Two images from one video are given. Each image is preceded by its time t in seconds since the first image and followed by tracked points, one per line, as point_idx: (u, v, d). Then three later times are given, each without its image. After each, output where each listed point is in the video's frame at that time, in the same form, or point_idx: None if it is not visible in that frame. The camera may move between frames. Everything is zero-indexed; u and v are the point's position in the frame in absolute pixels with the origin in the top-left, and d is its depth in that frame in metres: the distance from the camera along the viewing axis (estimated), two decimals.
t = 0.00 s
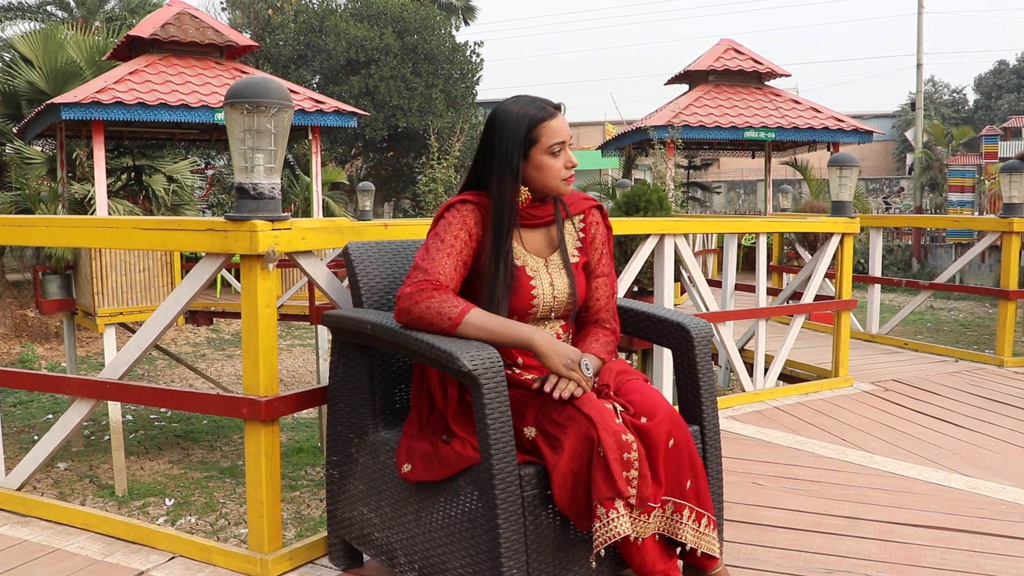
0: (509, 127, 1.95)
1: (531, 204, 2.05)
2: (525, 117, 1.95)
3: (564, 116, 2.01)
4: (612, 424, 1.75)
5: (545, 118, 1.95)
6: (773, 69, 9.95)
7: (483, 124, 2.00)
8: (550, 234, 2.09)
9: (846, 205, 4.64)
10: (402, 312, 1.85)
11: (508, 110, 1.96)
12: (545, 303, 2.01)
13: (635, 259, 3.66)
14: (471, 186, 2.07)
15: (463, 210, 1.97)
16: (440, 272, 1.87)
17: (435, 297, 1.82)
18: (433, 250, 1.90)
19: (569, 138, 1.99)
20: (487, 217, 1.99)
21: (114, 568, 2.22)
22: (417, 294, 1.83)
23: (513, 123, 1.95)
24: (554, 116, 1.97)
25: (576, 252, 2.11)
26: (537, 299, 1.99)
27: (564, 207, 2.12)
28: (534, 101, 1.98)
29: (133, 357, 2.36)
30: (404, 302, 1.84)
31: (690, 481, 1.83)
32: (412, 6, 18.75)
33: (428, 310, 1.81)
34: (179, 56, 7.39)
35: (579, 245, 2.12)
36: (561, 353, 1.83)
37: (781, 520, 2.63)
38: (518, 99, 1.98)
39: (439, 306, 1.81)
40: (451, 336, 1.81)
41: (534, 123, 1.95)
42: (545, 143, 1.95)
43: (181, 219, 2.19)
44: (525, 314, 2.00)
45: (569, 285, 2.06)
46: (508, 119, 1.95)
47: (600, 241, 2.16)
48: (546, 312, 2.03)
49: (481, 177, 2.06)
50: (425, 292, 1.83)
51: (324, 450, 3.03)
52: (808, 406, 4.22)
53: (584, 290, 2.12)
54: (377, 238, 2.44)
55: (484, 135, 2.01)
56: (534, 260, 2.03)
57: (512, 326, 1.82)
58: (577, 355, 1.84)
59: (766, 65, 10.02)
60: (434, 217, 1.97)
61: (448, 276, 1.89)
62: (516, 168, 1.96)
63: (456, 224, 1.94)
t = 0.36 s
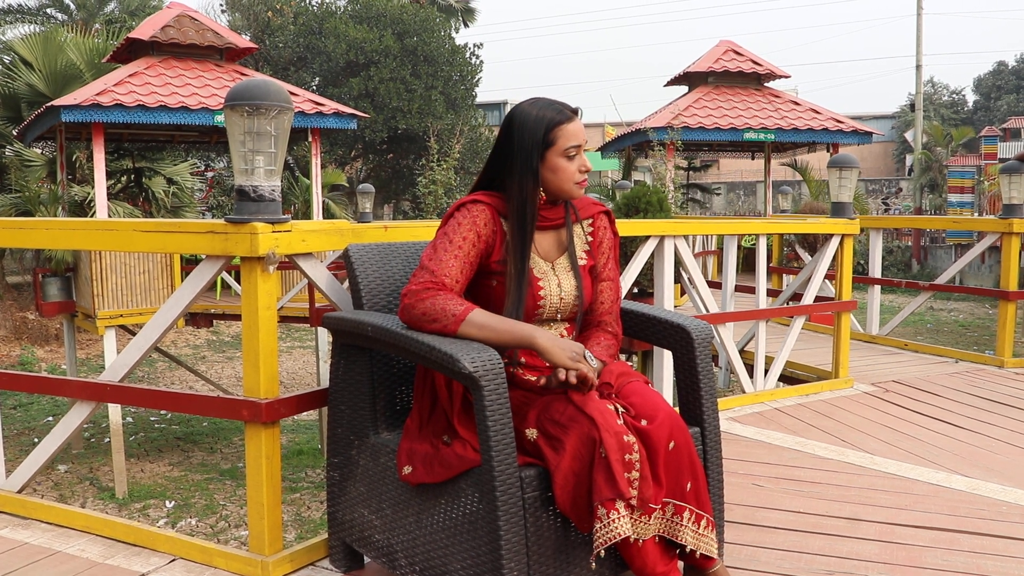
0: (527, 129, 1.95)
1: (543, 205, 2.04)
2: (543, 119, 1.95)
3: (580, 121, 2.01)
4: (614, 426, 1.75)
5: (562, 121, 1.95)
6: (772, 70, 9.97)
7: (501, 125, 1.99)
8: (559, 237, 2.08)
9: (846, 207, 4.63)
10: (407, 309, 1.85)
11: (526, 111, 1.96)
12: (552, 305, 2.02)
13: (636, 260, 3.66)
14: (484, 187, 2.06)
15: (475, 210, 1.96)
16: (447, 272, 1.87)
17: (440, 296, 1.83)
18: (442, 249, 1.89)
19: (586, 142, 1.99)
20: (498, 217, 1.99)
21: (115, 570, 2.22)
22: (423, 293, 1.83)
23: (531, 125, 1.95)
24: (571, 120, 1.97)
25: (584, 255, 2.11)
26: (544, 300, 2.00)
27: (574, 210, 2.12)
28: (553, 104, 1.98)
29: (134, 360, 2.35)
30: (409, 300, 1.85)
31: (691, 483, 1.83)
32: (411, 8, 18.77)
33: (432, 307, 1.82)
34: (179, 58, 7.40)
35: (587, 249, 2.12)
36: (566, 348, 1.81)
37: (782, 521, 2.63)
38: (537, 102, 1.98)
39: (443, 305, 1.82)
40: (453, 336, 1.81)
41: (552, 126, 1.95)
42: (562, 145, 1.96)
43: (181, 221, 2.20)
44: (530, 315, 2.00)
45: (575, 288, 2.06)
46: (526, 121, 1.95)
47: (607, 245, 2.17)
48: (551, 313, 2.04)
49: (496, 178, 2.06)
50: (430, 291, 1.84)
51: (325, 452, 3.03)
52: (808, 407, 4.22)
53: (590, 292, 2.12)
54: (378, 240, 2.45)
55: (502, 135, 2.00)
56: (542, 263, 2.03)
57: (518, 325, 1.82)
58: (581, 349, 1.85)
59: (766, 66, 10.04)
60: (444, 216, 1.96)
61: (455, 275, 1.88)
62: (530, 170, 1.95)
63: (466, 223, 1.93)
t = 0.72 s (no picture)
0: (531, 130, 1.96)
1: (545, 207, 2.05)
2: (547, 121, 1.95)
3: (585, 123, 2.01)
4: (616, 427, 1.75)
5: (566, 123, 1.96)
6: (773, 71, 9.98)
7: (505, 127, 2.00)
8: (561, 239, 2.08)
9: (847, 208, 4.63)
10: (408, 313, 1.85)
11: (531, 111, 1.96)
12: (554, 307, 2.02)
13: (636, 262, 3.66)
14: (488, 188, 2.06)
15: (476, 211, 1.95)
16: (450, 274, 1.86)
17: (440, 299, 1.83)
18: (443, 251, 1.89)
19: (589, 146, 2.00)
20: (500, 219, 1.99)
21: (116, 572, 2.22)
22: (423, 296, 1.84)
23: (535, 126, 1.96)
24: (575, 122, 1.97)
25: (585, 256, 2.11)
26: (545, 303, 2.00)
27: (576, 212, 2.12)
28: (556, 106, 1.98)
29: (134, 362, 2.35)
30: (411, 303, 1.85)
31: (692, 484, 1.83)
32: (412, 10, 18.77)
33: (433, 311, 1.82)
34: (179, 60, 7.41)
35: (587, 250, 2.12)
36: (564, 359, 1.82)
37: (783, 522, 2.63)
38: (541, 103, 1.98)
39: (444, 308, 1.82)
40: (455, 339, 1.81)
41: (555, 128, 1.95)
42: (565, 148, 1.96)
43: (182, 224, 2.19)
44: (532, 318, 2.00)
45: (577, 289, 2.06)
46: (530, 123, 1.96)
47: (608, 247, 2.17)
48: (553, 316, 2.04)
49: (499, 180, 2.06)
50: (432, 294, 1.83)
51: (326, 454, 3.03)
52: (809, 408, 4.21)
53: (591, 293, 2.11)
54: (379, 242, 2.44)
55: (505, 137, 2.01)
56: (544, 264, 2.03)
57: (518, 334, 1.82)
58: (582, 359, 1.84)
59: (766, 67, 10.06)
60: (445, 218, 1.96)
61: (458, 277, 1.88)
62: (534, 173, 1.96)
63: (468, 225, 1.93)
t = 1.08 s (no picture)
0: (525, 138, 1.93)
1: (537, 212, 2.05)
2: (543, 130, 1.92)
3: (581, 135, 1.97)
4: (616, 429, 1.75)
5: (562, 137, 1.92)
6: (773, 73, 9.99)
7: (498, 132, 1.98)
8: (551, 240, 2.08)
9: (848, 210, 4.63)
10: (403, 319, 1.85)
11: (527, 119, 1.93)
12: (547, 308, 2.02)
13: (637, 264, 3.65)
14: (477, 191, 2.07)
15: (465, 216, 1.96)
16: (442, 278, 1.86)
17: (436, 304, 1.82)
18: (435, 255, 1.89)
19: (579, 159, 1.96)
20: (489, 223, 1.99)
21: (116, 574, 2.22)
22: (418, 302, 1.83)
23: (530, 136, 1.93)
24: (571, 136, 1.94)
25: (577, 256, 2.11)
26: (539, 304, 2.00)
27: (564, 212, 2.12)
28: (553, 113, 1.95)
29: (135, 365, 2.35)
30: (405, 309, 1.85)
31: (693, 486, 1.83)
32: (412, 12, 18.80)
33: (429, 317, 1.82)
34: (180, 63, 7.41)
35: (580, 250, 2.12)
36: (565, 359, 1.83)
37: (784, 525, 2.63)
38: (537, 110, 1.95)
39: (439, 314, 1.81)
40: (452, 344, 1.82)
41: (551, 139, 1.92)
42: (553, 162, 1.93)
43: (182, 226, 2.20)
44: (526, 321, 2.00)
45: (570, 290, 2.07)
46: (525, 130, 1.93)
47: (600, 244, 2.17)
48: (547, 317, 2.04)
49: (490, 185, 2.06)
50: (426, 299, 1.83)
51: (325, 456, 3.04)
52: (810, 410, 4.21)
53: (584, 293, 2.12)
54: (380, 243, 2.45)
55: (499, 141, 1.99)
56: (535, 266, 2.04)
57: (517, 333, 1.83)
58: (581, 359, 1.85)
59: (767, 70, 10.07)
60: (434, 223, 1.96)
61: (450, 281, 1.88)
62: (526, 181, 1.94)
63: (458, 229, 1.93)
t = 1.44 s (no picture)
0: (518, 148, 1.92)
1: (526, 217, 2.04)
2: (536, 141, 1.91)
3: (574, 146, 1.96)
4: (616, 431, 1.75)
5: (554, 150, 1.91)
6: (773, 75, 9.98)
7: (490, 140, 1.97)
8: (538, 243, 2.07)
9: (847, 212, 4.63)
10: (398, 325, 1.84)
11: (520, 129, 1.92)
12: (540, 309, 2.02)
13: (636, 266, 3.65)
14: (466, 197, 2.07)
15: (452, 220, 1.95)
16: (433, 282, 1.86)
17: (431, 309, 1.82)
18: (426, 260, 1.89)
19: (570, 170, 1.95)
20: (478, 228, 1.99)
21: None
22: (413, 308, 1.82)
23: (522, 147, 1.92)
24: (563, 149, 1.93)
25: (567, 256, 2.12)
26: (531, 306, 2.00)
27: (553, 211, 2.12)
28: (547, 124, 1.94)
29: (135, 366, 2.35)
30: (400, 313, 1.84)
31: (693, 488, 1.82)
32: (412, 14, 18.80)
33: (424, 323, 1.81)
34: (180, 64, 7.42)
35: (569, 249, 2.12)
36: (563, 357, 1.83)
37: (784, 527, 2.63)
38: (529, 119, 1.94)
39: (436, 319, 1.81)
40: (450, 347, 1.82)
41: (544, 150, 1.91)
42: (546, 173, 1.92)
43: (182, 227, 2.20)
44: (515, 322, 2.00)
45: (562, 292, 2.06)
46: (517, 141, 1.92)
47: (590, 242, 2.16)
48: (541, 319, 2.03)
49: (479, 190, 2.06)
50: (420, 304, 1.83)
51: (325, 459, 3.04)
52: (810, 412, 4.21)
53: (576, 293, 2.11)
54: (379, 245, 2.45)
55: (489, 148, 1.98)
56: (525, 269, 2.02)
57: (513, 332, 1.83)
58: (578, 359, 1.85)
59: (767, 72, 10.07)
60: (424, 228, 1.96)
61: (442, 285, 1.88)
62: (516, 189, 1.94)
63: (447, 234, 1.93)
